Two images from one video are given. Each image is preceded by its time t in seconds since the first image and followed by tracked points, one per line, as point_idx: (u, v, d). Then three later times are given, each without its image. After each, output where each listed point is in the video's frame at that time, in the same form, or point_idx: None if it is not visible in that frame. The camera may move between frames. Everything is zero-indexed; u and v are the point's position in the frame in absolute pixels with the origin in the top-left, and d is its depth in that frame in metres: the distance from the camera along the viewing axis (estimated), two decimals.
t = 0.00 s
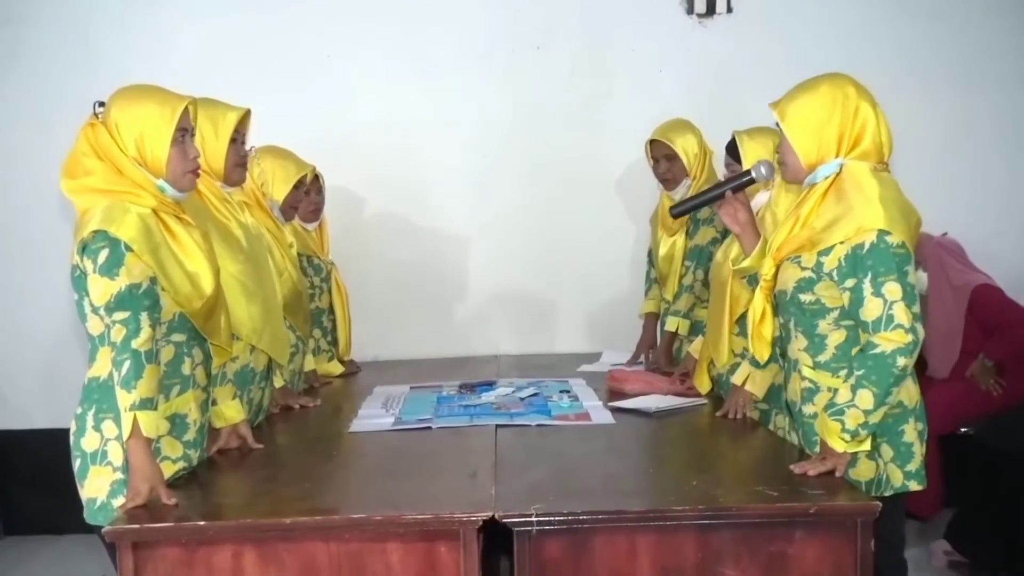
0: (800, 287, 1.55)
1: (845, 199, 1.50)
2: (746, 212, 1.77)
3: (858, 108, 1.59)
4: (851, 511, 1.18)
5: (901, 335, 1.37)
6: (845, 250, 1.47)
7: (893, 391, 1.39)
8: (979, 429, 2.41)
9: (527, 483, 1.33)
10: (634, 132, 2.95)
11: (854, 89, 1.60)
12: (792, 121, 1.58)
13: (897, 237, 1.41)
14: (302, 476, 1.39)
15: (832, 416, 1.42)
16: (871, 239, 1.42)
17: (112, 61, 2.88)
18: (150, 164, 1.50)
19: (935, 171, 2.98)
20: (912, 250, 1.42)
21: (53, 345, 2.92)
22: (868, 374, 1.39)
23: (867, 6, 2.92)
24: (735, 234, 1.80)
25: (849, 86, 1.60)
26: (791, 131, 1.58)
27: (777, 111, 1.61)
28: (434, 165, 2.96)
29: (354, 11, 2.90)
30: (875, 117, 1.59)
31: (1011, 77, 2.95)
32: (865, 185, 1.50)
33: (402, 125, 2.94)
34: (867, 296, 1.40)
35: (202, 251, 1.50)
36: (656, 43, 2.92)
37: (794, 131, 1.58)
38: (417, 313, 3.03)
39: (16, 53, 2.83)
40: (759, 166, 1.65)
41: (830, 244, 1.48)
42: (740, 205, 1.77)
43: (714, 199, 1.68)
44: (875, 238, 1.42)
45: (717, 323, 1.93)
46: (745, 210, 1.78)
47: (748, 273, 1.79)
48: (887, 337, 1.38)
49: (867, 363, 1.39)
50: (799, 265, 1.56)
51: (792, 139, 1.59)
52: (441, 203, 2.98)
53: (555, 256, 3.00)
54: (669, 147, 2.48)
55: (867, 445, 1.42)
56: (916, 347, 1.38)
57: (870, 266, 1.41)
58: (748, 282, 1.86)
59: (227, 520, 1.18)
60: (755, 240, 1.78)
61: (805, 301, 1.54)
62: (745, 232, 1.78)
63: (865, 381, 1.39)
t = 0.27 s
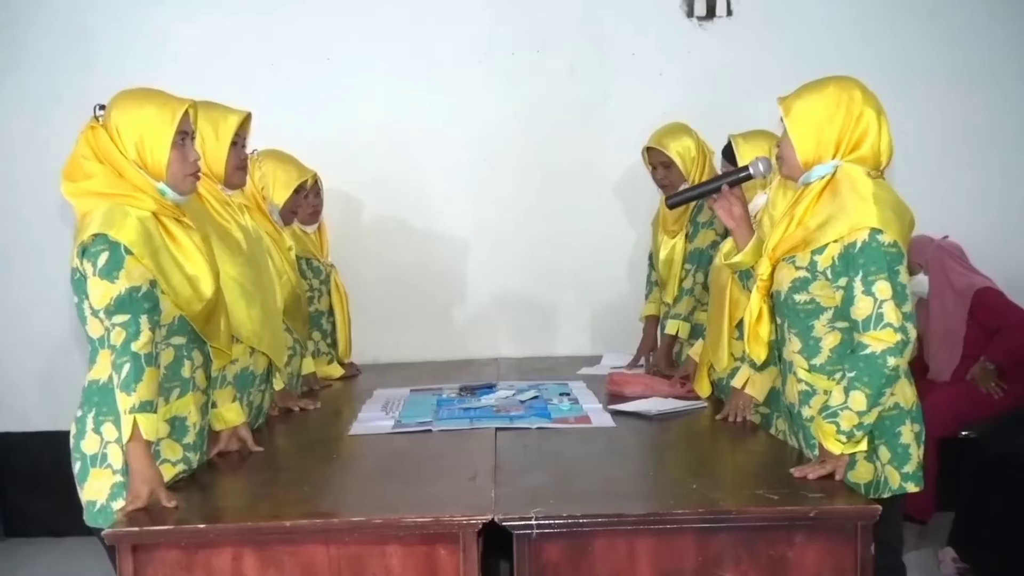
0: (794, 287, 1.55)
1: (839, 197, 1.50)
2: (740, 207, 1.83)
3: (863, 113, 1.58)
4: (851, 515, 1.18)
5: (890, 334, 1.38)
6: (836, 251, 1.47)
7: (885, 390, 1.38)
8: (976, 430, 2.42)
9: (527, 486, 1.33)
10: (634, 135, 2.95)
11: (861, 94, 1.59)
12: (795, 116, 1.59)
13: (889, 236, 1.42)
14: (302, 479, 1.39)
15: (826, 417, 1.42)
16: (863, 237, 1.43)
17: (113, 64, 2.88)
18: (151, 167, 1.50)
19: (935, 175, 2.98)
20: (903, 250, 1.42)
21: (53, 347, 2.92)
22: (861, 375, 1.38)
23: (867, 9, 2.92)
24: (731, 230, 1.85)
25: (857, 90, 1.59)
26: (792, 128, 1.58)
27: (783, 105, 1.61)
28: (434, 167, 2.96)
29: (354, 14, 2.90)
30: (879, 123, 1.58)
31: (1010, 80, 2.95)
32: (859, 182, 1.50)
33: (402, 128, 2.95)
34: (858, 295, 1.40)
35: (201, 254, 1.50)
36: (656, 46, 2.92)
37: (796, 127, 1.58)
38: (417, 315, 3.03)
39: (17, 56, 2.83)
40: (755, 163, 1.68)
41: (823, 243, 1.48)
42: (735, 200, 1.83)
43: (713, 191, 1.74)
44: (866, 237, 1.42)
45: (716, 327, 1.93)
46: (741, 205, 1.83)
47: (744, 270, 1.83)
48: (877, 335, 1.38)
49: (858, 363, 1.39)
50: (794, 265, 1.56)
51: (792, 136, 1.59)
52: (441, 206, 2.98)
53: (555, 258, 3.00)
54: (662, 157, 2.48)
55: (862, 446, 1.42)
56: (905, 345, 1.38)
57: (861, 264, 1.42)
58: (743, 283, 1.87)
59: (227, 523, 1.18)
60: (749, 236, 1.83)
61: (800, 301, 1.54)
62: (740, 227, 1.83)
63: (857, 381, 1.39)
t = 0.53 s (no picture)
0: (800, 288, 1.55)
1: (848, 201, 1.49)
2: (746, 203, 1.79)
3: (878, 116, 1.57)
4: (853, 515, 1.18)
5: (899, 340, 1.37)
6: (845, 254, 1.47)
7: (890, 395, 1.38)
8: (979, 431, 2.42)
9: (528, 487, 1.33)
10: (635, 135, 2.95)
11: (876, 97, 1.58)
12: (808, 115, 1.57)
13: (899, 241, 1.41)
14: (303, 479, 1.39)
15: (828, 418, 1.42)
16: (872, 242, 1.42)
17: (114, 65, 2.89)
18: (150, 167, 1.50)
19: (936, 175, 2.98)
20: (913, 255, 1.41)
21: (54, 347, 2.92)
22: (866, 379, 1.38)
23: (869, 9, 2.92)
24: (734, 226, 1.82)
25: (873, 93, 1.58)
26: (805, 126, 1.57)
27: (796, 102, 1.60)
28: (435, 168, 2.96)
29: (354, 14, 2.90)
30: (893, 127, 1.57)
31: (1012, 80, 2.95)
32: (868, 186, 1.49)
33: (402, 128, 2.95)
34: (866, 300, 1.40)
35: (201, 253, 1.50)
36: (657, 46, 2.92)
37: (809, 126, 1.57)
38: (418, 316, 3.03)
39: (18, 57, 2.84)
40: (761, 160, 1.61)
41: (830, 246, 1.48)
42: (740, 196, 1.79)
43: (717, 188, 1.68)
44: (876, 242, 1.42)
45: (717, 327, 1.93)
46: (746, 201, 1.79)
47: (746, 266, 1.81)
48: (886, 340, 1.37)
49: (865, 367, 1.39)
50: (799, 266, 1.56)
51: (805, 134, 1.57)
52: (442, 207, 2.98)
53: (557, 258, 3.00)
54: (662, 158, 2.48)
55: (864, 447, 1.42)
56: (914, 352, 1.37)
57: (870, 269, 1.41)
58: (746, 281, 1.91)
59: (228, 523, 1.18)
60: (753, 233, 1.80)
61: (806, 302, 1.54)
62: (743, 224, 1.79)
63: (863, 385, 1.38)
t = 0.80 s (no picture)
0: (805, 290, 1.55)
1: (857, 204, 1.49)
2: (749, 202, 1.78)
3: (883, 117, 1.57)
4: (853, 514, 1.18)
5: (910, 345, 1.37)
6: (853, 258, 1.46)
7: (899, 399, 1.38)
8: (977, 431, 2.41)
9: (529, 487, 1.33)
10: (635, 135, 2.95)
11: (882, 98, 1.58)
12: (813, 115, 1.57)
13: (910, 247, 1.41)
14: (303, 480, 1.39)
15: (831, 418, 1.42)
16: (883, 248, 1.42)
17: (113, 65, 2.89)
18: (149, 168, 1.50)
19: (936, 174, 2.98)
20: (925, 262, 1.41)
21: (54, 348, 2.93)
22: (874, 381, 1.39)
23: (868, 8, 2.92)
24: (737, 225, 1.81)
25: (878, 93, 1.58)
26: (811, 126, 1.57)
27: (801, 102, 1.60)
28: (435, 168, 2.96)
29: (354, 15, 2.90)
30: (898, 129, 1.58)
31: (1012, 80, 2.95)
32: (877, 189, 1.49)
33: (402, 129, 2.95)
34: (877, 305, 1.40)
35: (201, 255, 1.50)
36: (657, 46, 2.92)
37: (814, 126, 1.57)
38: (418, 316, 3.03)
39: (18, 58, 2.84)
40: (766, 158, 1.60)
41: (839, 250, 1.48)
42: (744, 195, 1.77)
43: (720, 186, 1.66)
44: (887, 248, 1.42)
45: (716, 325, 1.93)
46: (750, 200, 1.78)
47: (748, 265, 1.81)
48: (897, 346, 1.37)
49: (874, 371, 1.39)
50: (804, 267, 1.56)
51: (810, 135, 1.57)
52: (442, 207, 2.98)
53: (557, 258, 3.00)
54: (662, 157, 2.48)
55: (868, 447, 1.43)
56: (924, 357, 1.37)
57: (881, 275, 1.41)
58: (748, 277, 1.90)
59: (229, 524, 1.18)
60: (756, 232, 1.79)
61: (811, 304, 1.54)
62: (746, 223, 1.78)
63: (871, 388, 1.38)
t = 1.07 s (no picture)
0: (807, 289, 1.55)
1: (860, 205, 1.49)
2: (753, 199, 1.77)
3: (891, 118, 1.57)
4: (852, 512, 1.18)
5: (911, 347, 1.37)
6: (855, 258, 1.46)
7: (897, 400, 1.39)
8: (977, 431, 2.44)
9: (528, 485, 1.33)
10: (635, 134, 2.95)
11: (890, 98, 1.57)
12: (819, 113, 1.58)
13: (913, 249, 1.41)
14: (302, 477, 1.39)
15: (829, 417, 1.43)
16: (885, 249, 1.42)
17: (113, 64, 2.88)
18: (147, 166, 1.50)
19: (935, 173, 2.98)
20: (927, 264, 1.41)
21: (53, 346, 2.92)
22: (874, 382, 1.39)
23: (868, 8, 2.92)
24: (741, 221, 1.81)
25: (886, 93, 1.58)
26: (815, 124, 1.58)
27: (807, 99, 1.60)
28: (435, 167, 2.96)
29: (353, 13, 2.90)
30: (905, 130, 1.57)
31: (1011, 79, 2.95)
32: (880, 190, 1.49)
33: (402, 127, 2.95)
34: (878, 306, 1.40)
35: (200, 252, 1.50)
36: (657, 45, 2.92)
37: (819, 124, 1.58)
38: (417, 315, 3.03)
39: (18, 56, 2.84)
40: (772, 155, 1.61)
41: (841, 250, 1.48)
42: (749, 191, 1.77)
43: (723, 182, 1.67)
44: (888, 249, 1.42)
45: (713, 322, 1.93)
46: (754, 196, 1.77)
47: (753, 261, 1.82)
48: (898, 347, 1.37)
49: (874, 372, 1.39)
50: (806, 266, 1.55)
51: (815, 132, 1.58)
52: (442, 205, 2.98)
53: (556, 256, 3.00)
54: (662, 155, 2.48)
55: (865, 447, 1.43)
56: (924, 359, 1.38)
57: (883, 275, 1.41)
58: (747, 272, 1.90)
59: (228, 521, 1.18)
60: (759, 228, 1.78)
61: (812, 303, 1.54)
62: (750, 219, 1.78)
63: (870, 388, 1.39)
